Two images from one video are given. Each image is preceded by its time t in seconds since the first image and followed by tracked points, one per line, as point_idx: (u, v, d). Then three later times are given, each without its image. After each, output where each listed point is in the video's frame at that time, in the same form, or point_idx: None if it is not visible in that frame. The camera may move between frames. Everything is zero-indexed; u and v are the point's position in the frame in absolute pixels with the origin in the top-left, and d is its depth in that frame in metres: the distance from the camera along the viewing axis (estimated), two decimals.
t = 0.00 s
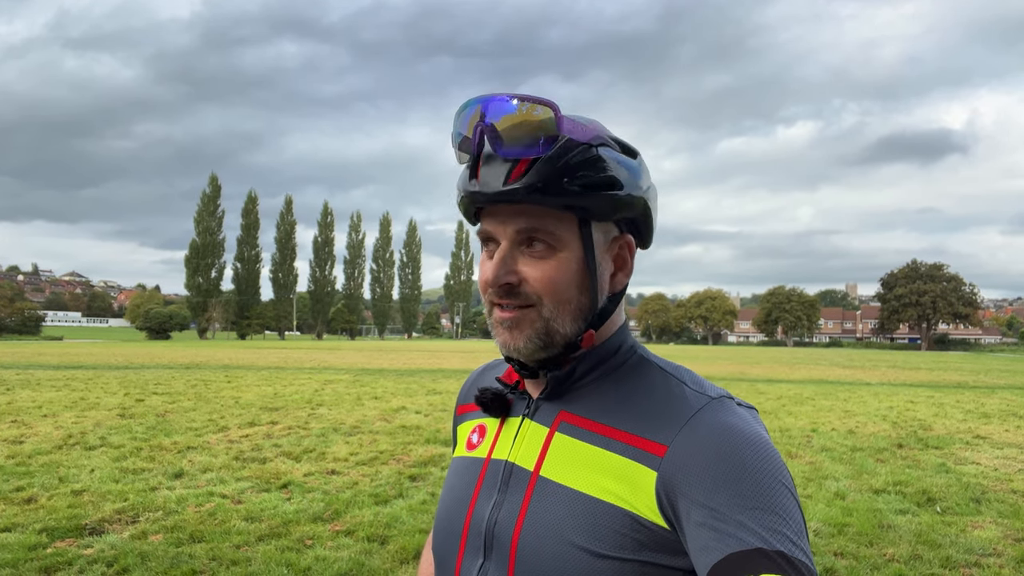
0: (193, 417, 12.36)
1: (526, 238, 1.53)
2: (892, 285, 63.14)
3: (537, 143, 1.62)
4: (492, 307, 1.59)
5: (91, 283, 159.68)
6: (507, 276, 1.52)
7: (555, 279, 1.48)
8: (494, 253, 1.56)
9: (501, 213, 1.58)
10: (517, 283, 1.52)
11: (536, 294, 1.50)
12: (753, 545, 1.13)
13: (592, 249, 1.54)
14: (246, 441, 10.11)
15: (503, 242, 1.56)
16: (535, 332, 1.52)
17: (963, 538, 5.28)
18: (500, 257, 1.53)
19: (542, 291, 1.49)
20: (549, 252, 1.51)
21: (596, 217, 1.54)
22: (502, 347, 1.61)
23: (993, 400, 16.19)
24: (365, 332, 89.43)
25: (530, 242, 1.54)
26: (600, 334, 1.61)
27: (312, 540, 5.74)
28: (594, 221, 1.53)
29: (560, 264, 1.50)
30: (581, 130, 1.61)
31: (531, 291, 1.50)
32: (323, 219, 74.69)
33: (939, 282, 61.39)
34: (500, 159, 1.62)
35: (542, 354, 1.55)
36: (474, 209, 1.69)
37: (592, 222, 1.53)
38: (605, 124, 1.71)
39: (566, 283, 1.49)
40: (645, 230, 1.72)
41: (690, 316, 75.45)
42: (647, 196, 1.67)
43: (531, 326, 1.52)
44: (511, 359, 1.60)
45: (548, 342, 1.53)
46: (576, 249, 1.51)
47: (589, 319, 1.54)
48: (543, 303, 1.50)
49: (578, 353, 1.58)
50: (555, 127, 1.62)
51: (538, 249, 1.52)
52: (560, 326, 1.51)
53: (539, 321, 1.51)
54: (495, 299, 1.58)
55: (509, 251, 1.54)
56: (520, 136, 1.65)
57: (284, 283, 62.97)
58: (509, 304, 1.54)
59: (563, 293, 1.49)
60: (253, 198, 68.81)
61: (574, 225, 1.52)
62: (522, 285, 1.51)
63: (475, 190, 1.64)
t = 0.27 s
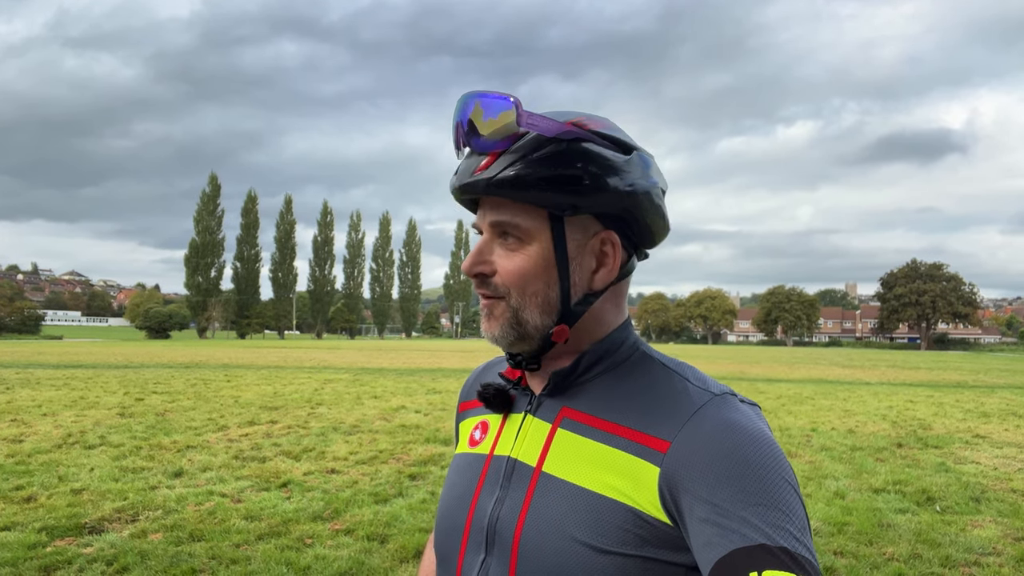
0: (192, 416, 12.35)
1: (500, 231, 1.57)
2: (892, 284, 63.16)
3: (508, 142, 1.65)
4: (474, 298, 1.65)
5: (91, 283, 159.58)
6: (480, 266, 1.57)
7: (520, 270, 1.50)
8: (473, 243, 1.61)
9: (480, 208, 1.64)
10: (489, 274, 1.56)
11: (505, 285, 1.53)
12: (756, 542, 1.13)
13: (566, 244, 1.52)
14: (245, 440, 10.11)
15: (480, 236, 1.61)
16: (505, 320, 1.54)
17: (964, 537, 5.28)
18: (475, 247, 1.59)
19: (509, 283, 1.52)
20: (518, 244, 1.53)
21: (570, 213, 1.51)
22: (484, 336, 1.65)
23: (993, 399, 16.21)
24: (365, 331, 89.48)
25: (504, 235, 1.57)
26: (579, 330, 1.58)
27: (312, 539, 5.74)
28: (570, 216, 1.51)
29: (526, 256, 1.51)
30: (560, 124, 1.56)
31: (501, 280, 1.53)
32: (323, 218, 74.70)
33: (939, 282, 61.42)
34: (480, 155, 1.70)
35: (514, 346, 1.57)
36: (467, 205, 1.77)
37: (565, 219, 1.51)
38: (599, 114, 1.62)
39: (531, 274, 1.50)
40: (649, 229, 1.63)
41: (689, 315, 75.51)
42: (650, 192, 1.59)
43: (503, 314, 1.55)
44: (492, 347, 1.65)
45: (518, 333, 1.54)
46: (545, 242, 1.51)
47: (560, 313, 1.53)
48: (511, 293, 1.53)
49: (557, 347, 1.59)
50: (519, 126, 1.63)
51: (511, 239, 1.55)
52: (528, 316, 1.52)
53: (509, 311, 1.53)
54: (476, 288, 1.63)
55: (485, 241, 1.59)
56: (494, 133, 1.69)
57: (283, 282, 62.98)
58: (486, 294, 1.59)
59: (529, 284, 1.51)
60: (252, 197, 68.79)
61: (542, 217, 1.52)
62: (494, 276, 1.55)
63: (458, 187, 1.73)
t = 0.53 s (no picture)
0: (192, 416, 12.34)
1: (489, 227, 1.59)
2: (892, 283, 63.18)
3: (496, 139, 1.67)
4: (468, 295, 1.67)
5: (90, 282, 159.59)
6: (469, 261, 1.59)
7: (505, 265, 1.52)
8: (466, 238, 1.63)
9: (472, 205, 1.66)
10: (478, 270, 1.58)
11: (492, 280, 1.55)
12: (749, 540, 1.13)
13: (550, 238, 1.52)
14: (244, 439, 10.11)
15: (471, 232, 1.64)
16: (494, 314, 1.56)
17: (963, 537, 5.28)
18: (467, 242, 1.61)
19: (496, 278, 1.54)
20: (503, 240, 1.55)
21: (555, 208, 1.51)
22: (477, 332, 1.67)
23: (992, 399, 16.22)
24: (365, 331, 89.48)
25: (492, 232, 1.59)
26: (564, 326, 1.58)
27: (311, 539, 5.73)
28: (553, 211, 1.51)
29: (511, 250, 1.53)
30: (545, 120, 1.57)
31: (489, 274, 1.55)
32: (323, 217, 74.69)
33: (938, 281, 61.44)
34: (471, 152, 1.72)
35: (504, 339, 1.58)
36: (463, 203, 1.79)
37: (550, 213, 1.51)
38: (588, 115, 1.62)
39: (516, 268, 1.51)
40: (643, 227, 1.60)
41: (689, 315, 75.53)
42: (640, 191, 1.57)
43: (492, 309, 1.56)
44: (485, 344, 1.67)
45: (507, 327, 1.55)
46: (530, 236, 1.52)
47: (546, 308, 1.53)
48: (497, 288, 1.54)
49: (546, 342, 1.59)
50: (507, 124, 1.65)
51: (497, 234, 1.57)
52: (514, 309, 1.52)
53: (497, 305, 1.55)
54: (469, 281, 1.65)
55: (476, 236, 1.61)
56: (486, 131, 1.72)
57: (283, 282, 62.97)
58: (476, 289, 1.61)
59: (514, 278, 1.52)
60: (251, 196, 68.76)
61: (526, 212, 1.52)
62: (481, 272, 1.57)
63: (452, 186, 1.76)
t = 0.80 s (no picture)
0: (191, 415, 12.32)
1: (493, 224, 1.59)
2: (891, 282, 63.17)
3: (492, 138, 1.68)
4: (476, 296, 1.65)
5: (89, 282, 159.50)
6: (475, 259, 1.58)
7: (515, 259, 1.51)
8: (469, 239, 1.62)
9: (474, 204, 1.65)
10: (485, 268, 1.57)
11: (501, 276, 1.54)
12: (755, 538, 1.13)
13: (555, 229, 1.51)
14: (244, 439, 10.09)
15: (476, 231, 1.63)
16: (507, 312, 1.54)
17: (963, 536, 5.28)
18: (471, 242, 1.60)
19: (506, 273, 1.53)
20: (510, 234, 1.55)
21: (558, 198, 1.51)
22: (487, 333, 1.65)
23: (992, 398, 16.20)
24: (364, 330, 89.45)
25: (498, 228, 1.58)
26: (574, 318, 1.57)
27: (310, 538, 5.73)
28: (557, 202, 1.51)
29: (520, 243, 1.52)
30: (546, 114, 1.59)
31: (498, 270, 1.54)
32: (322, 216, 74.65)
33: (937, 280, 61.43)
34: (467, 151, 1.72)
35: (516, 337, 1.57)
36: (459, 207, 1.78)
37: (554, 204, 1.51)
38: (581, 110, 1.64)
39: (526, 260, 1.50)
40: (641, 218, 1.60)
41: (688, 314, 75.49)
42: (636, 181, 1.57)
43: (503, 306, 1.55)
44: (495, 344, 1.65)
45: (520, 323, 1.54)
46: (537, 228, 1.52)
47: (558, 299, 1.52)
48: (508, 283, 1.53)
49: (556, 335, 1.57)
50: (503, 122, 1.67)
51: (501, 230, 1.56)
52: (526, 304, 1.51)
53: (508, 301, 1.54)
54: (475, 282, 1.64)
55: (479, 236, 1.61)
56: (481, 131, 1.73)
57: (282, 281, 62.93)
58: (484, 289, 1.59)
59: (525, 271, 1.51)
60: (251, 196, 68.70)
61: (531, 204, 1.52)
62: (490, 269, 1.56)
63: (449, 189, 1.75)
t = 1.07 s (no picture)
0: (190, 415, 12.29)
1: (486, 229, 1.60)
2: (890, 282, 63.19)
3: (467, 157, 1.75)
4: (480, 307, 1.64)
5: (89, 282, 159.51)
6: (472, 268, 1.58)
7: (510, 254, 1.52)
8: (462, 256, 1.64)
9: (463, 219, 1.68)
10: (483, 273, 1.57)
11: (500, 274, 1.54)
12: (756, 543, 1.13)
13: (544, 220, 1.52)
14: (243, 439, 10.09)
15: (470, 242, 1.64)
16: (509, 312, 1.54)
17: (962, 535, 5.29)
18: (464, 257, 1.61)
19: (503, 270, 1.53)
20: (503, 233, 1.56)
21: (539, 190, 1.52)
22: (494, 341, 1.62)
23: (991, 397, 16.21)
24: (364, 329, 89.45)
25: (491, 231, 1.59)
26: (576, 308, 1.55)
27: (310, 538, 5.73)
28: (540, 194, 1.52)
29: (513, 238, 1.53)
30: (509, 123, 1.67)
31: (493, 271, 1.54)
32: (321, 216, 74.63)
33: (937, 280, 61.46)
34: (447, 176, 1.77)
35: (521, 333, 1.55)
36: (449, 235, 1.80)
37: (537, 197, 1.53)
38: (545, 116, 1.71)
39: (521, 253, 1.51)
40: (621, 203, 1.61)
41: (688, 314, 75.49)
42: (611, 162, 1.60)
43: (506, 306, 1.54)
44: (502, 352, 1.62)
45: (525, 317, 1.53)
46: (526, 219, 1.53)
47: (557, 285, 1.51)
48: (507, 279, 1.52)
49: (559, 326, 1.56)
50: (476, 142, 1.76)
51: (494, 233, 1.58)
52: (527, 296, 1.51)
53: (511, 299, 1.53)
54: (477, 293, 1.63)
55: (474, 247, 1.62)
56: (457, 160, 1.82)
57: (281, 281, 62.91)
58: (484, 294, 1.58)
59: (522, 262, 1.51)
60: (250, 195, 68.66)
61: (514, 197, 1.55)
62: (487, 272, 1.56)
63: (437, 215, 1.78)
